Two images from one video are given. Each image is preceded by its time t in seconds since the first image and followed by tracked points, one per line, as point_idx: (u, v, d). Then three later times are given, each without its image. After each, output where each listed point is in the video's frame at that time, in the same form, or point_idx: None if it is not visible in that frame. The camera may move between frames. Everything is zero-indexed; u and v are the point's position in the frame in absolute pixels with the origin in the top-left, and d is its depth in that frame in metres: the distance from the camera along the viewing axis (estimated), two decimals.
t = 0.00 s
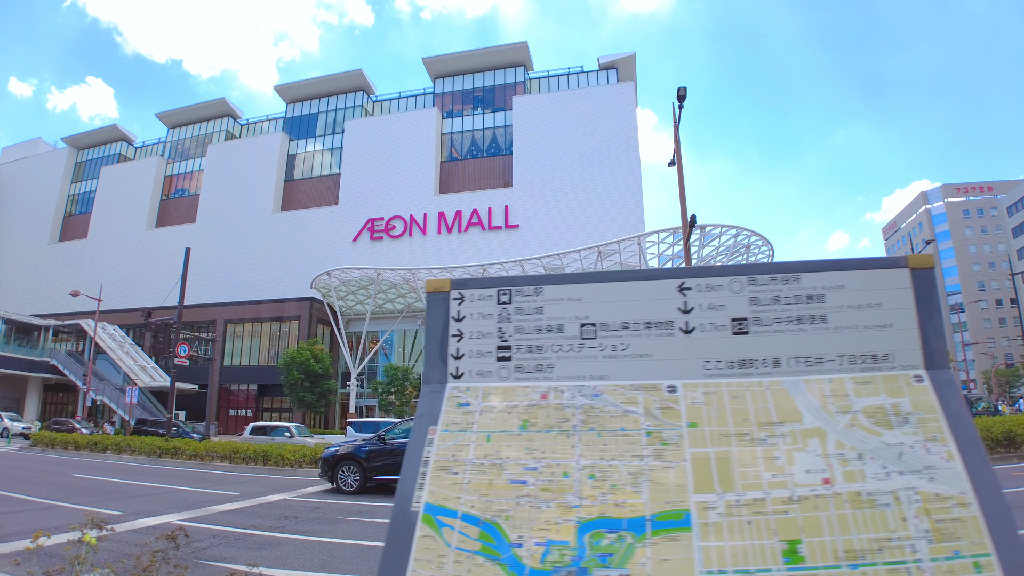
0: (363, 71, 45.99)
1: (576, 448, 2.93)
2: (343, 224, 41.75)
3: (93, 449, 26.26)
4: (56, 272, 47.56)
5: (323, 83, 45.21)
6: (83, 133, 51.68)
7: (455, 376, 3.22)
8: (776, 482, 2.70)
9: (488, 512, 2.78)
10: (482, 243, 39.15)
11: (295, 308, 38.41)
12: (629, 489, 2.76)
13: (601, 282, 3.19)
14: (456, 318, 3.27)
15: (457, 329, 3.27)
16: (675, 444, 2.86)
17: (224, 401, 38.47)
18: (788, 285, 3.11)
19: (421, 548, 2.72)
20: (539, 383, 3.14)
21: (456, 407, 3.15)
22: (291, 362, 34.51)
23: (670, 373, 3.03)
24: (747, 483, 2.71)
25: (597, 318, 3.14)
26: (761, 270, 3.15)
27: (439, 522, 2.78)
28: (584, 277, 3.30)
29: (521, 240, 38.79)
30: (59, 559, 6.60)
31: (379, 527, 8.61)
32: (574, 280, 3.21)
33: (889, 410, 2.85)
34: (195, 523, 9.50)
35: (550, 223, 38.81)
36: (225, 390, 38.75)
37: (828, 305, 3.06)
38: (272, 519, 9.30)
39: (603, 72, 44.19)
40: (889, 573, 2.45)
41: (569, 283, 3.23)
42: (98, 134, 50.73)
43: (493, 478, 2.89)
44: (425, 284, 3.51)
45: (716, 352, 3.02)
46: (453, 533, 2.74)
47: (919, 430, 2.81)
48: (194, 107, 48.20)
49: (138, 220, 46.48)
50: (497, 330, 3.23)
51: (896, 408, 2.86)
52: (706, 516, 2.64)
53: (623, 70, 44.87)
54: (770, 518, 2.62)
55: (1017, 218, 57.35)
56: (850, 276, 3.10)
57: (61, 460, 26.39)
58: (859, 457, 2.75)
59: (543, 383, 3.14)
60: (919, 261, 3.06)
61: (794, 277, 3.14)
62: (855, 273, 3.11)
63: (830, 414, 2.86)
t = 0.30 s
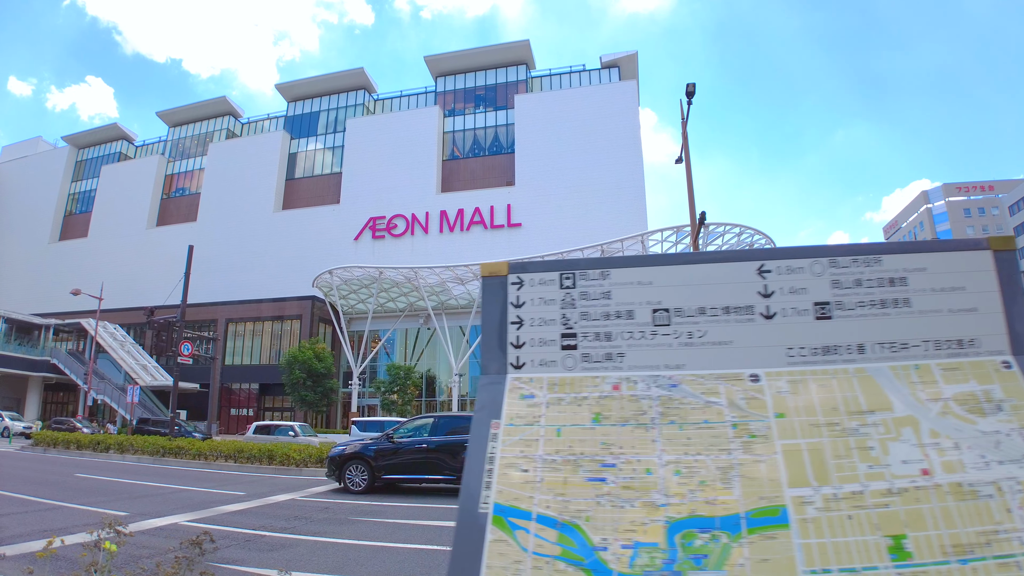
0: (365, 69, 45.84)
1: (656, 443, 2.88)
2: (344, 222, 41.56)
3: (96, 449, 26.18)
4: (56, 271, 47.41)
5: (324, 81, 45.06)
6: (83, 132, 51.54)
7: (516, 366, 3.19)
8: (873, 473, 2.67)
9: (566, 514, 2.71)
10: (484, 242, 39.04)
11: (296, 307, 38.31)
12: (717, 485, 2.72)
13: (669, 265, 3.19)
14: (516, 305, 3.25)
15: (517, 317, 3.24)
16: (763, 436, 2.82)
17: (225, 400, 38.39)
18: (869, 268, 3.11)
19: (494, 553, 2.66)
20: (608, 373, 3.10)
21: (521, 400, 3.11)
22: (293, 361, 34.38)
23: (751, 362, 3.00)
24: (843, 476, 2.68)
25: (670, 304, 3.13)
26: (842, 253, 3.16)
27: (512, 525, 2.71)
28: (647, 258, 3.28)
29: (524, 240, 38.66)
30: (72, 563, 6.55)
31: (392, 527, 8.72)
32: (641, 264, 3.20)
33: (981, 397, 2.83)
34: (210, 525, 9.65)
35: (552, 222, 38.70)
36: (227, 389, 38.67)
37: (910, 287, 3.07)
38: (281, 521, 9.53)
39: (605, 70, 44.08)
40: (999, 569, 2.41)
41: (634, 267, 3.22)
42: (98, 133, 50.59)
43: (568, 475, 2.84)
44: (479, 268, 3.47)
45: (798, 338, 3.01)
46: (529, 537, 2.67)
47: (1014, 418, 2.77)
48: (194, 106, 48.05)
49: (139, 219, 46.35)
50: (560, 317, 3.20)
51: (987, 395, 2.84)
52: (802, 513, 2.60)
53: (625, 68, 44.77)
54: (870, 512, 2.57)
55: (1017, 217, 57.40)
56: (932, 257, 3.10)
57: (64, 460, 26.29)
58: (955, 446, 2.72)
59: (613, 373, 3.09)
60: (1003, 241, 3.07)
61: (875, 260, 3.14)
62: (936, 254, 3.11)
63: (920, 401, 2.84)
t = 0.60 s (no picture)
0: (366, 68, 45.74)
1: (743, 442, 2.88)
2: (346, 221, 41.41)
3: (98, 449, 26.11)
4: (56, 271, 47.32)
5: (326, 79, 44.95)
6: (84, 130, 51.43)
7: (578, 361, 3.15)
8: (972, 471, 2.72)
9: (650, 521, 2.70)
10: (487, 241, 38.94)
11: (297, 307, 38.24)
12: (811, 485, 2.74)
13: (742, 253, 3.21)
14: (577, 294, 3.23)
15: (579, 309, 3.20)
16: (854, 432, 2.84)
17: (226, 400, 38.34)
18: (950, 255, 3.17)
19: (571, 561, 2.64)
20: (683, 368, 3.08)
21: (588, 397, 3.07)
22: (296, 360, 34.34)
23: (835, 355, 3.01)
24: (941, 474, 2.72)
25: (747, 294, 3.14)
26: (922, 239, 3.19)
27: (591, 534, 2.68)
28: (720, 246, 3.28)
29: (526, 239, 38.51)
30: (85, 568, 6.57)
31: (401, 526, 9.50)
32: (718, 252, 3.21)
33: None
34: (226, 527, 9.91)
35: (554, 222, 38.60)
36: (228, 388, 38.57)
37: (993, 273, 3.12)
38: (290, 522, 10.25)
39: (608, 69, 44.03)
40: None
41: (709, 255, 3.22)
42: (99, 131, 50.48)
43: (650, 478, 2.83)
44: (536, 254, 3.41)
45: (882, 330, 3.03)
46: (609, 547, 2.65)
47: None
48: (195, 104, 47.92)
49: (139, 218, 46.27)
50: (628, 308, 3.17)
51: None
52: (902, 513, 2.64)
53: (628, 67, 44.70)
54: (972, 512, 2.62)
55: (1018, 217, 57.36)
56: (1013, 245, 3.18)
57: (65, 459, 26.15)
58: None
59: (688, 368, 3.08)
60: None
61: (956, 246, 3.20)
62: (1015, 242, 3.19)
63: (1011, 393, 2.88)
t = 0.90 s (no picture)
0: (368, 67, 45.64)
1: (837, 430, 2.99)
2: (347, 221, 41.31)
3: (101, 449, 26.04)
4: (57, 270, 47.21)
5: (327, 79, 44.88)
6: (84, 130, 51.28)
7: (653, 346, 3.21)
8: None
9: (749, 515, 2.87)
10: (489, 240, 38.84)
11: (298, 306, 38.13)
12: (911, 472, 2.87)
13: (824, 230, 3.30)
14: (649, 275, 3.30)
15: (651, 292, 3.26)
16: (949, 417, 2.96)
17: (227, 400, 38.14)
18: None
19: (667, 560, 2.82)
20: (767, 352, 3.15)
21: (667, 383, 3.15)
22: (298, 360, 34.27)
23: (921, 337, 3.11)
24: None
25: (830, 274, 3.22)
26: (1003, 219, 3.26)
27: (686, 532, 2.86)
28: (799, 225, 3.36)
29: (526, 239, 38.50)
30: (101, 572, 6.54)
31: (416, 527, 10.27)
32: (794, 230, 3.30)
33: None
34: (234, 528, 10.13)
35: (556, 221, 38.52)
36: (229, 388, 38.42)
37: None
38: (301, 522, 10.76)
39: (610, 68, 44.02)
40: None
41: (787, 233, 3.30)
42: (99, 131, 50.33)
43: (745, 467, 2.97)
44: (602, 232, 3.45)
45: (966, 311, 3.12)
46: (707, 544, 2.84)
47: None
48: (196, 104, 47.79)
49: (140, 218, 46.13)
50: (705, 290, 3.25)
51: None
52: (1009, 500, 2.78)
53: (629, 66, 44.67)
54: None
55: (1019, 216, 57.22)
56: None
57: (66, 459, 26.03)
58: None
59: (771, 353, 3.15)
60: None
61: None
62: None
63: None
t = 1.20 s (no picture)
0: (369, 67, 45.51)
1: (934, 429, 3.05)
2: (349, 221, 41.24)
3: (104, 450, 26.53)
4: (57, 271, 47.05)
5: (328, 79, 44.76)
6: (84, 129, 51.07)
7: (735, 344, 3.24)
8: None
9: (852, 523, 2.89)
10: (491, 240, 38.78)
11: (298, 307, 38.04)
12: (1013, 474, 2.94)
13: (906, 223, 3.40)
14: (730, 270, 3.35)
15: (733, 287, 3.31)
16: None
17: (229, 401, 38.05)
18: None
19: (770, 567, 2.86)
20: (854, 350, 3.21)
21: (754, 382, 3.18)
22: (300, 360, 34.27)
23: (1006, 332, 3.20)
24: None
25: (914, 267, 3.32)
26: None
27: (788, 540, 2.87)
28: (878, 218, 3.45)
29: (528, 240, 38.46)
30: None
31: (433, 530, 11.01)
32: (876, 222, 3.39)
33: None
34: (247, 533, 10.73)
35: (558, 221, 38.48)
36: (230, 389, 38.31)
37: None
38: (311, 526, 11.48)
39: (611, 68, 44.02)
40: None
41: (868, 225, 3.40)
42: (99, 131, 50.12)
43: (844, 471, 2.98)
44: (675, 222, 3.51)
45: None
46: (812, 554, 2.85)
47: None
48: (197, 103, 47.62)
49: (140, 218, 45.99)
50: (788, 284, 3.30)
51: None
52: None
53: (631, 66, 44.67)
54: None
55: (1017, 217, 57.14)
56: None
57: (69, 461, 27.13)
58: None
59: (859, 349, 3.21)
60: None
61: None
62: None
63: None
